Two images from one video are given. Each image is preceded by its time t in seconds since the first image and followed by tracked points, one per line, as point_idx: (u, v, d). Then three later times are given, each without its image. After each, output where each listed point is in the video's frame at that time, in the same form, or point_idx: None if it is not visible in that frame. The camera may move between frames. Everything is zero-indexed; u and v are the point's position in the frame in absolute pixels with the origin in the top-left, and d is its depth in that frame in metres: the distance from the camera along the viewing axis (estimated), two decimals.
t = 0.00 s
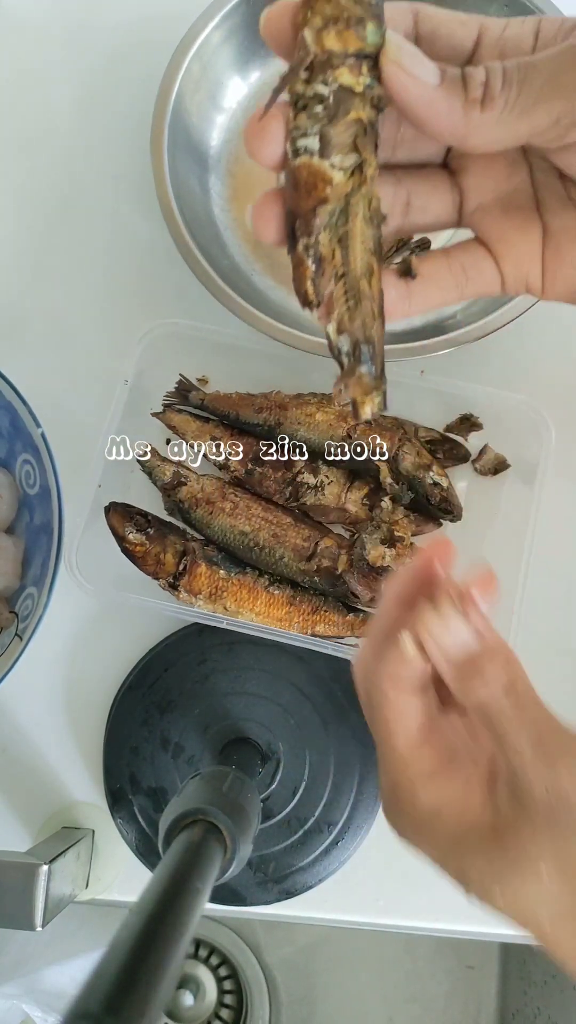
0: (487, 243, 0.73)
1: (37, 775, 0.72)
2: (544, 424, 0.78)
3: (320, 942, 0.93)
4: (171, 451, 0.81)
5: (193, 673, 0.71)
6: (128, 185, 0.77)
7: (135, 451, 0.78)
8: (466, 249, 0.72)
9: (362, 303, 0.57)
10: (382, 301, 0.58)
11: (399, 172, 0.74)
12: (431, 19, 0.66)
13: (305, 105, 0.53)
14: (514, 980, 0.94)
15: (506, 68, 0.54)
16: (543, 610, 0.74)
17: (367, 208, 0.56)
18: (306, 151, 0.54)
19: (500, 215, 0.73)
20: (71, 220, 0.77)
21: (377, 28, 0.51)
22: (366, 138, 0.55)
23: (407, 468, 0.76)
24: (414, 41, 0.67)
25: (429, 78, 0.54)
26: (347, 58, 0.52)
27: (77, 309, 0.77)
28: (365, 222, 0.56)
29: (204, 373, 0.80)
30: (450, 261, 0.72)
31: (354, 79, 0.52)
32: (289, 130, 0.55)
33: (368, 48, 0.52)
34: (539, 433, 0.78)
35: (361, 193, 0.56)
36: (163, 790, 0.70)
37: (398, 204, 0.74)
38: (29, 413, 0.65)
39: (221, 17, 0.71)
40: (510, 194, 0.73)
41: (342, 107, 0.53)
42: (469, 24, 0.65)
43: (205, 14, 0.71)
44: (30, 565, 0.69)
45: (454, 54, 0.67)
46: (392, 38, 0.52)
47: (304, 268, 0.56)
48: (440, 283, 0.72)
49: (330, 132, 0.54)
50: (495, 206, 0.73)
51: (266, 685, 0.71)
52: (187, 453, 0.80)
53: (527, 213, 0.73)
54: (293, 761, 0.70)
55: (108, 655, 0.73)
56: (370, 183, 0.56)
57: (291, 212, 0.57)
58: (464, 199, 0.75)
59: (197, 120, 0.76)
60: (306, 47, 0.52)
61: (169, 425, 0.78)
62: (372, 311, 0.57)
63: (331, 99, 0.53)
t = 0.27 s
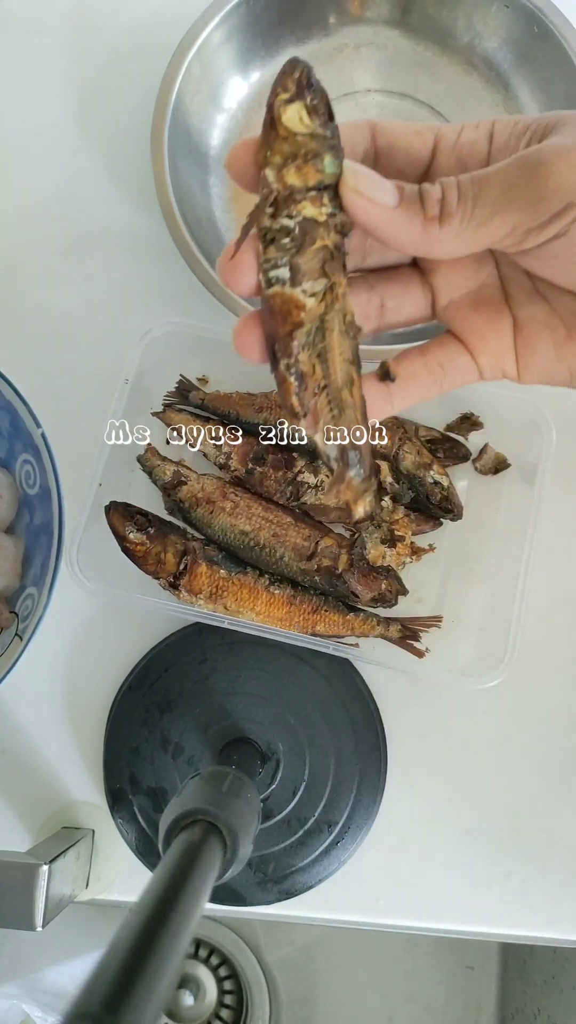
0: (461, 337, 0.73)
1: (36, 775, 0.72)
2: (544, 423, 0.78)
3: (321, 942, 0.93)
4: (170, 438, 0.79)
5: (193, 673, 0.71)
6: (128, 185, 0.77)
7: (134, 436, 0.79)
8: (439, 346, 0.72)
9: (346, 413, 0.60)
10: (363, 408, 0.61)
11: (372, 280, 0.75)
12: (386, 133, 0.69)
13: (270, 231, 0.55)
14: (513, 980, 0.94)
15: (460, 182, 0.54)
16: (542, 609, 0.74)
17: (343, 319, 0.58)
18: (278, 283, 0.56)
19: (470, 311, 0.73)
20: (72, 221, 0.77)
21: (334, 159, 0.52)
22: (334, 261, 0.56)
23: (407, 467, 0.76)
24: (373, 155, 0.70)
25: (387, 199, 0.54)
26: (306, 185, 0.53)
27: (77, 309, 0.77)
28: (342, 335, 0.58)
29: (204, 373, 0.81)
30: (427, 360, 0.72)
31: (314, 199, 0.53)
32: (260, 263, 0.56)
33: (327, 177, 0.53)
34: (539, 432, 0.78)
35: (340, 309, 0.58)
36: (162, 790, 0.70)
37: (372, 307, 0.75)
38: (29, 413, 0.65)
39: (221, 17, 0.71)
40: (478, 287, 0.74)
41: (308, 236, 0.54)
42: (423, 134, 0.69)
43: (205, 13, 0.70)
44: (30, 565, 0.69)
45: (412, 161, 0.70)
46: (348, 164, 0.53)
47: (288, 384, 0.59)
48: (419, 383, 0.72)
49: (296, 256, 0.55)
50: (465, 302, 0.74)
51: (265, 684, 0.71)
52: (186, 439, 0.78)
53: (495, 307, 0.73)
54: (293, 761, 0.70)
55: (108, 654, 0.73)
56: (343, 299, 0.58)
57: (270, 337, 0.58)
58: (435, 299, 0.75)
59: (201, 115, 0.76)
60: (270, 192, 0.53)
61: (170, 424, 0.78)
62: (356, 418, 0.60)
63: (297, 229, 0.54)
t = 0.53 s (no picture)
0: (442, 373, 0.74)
1: (37, 775, 0.72)
2: (543, 424, 0.78)
3: (321, 942, 0.93)
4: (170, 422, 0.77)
5: (193, 673, 0.71)
6: (128, 185, 0.77)
7: (133, 420, 0.78)
8: (420, 382, 0.73)
9: (330, 455, 0.56)
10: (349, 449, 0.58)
11: (349, 317, 0.76)
12: (358, 170, 0.69)
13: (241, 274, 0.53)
14: (513, 981, 0.94)
15: (434, 221, 0.54)
16: (541, 610, 0.74)
17: (322, 362, 0.56)
18: (254, 330, 0.54)
19: (450, 346, 0.74)
20: (72, 222, 0.77)
21: (306, 202, 0.52)
22: (311, 306, 0.54)
23: (407, 467, 0.77)
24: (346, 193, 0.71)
25: (361, 238, 0.53)
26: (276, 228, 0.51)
27: (77, 309, 0.77)
28: (322, 380, 0.56)
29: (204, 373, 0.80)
30: (408, 396, 0.73)
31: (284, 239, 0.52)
32: (234, 308, 0.54)
33: (299, 221, 0.52)
34: (539, 433, 0.78)
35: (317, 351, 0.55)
36: (162, 790, 0.70)
37: (351, 345, 0.76)
38: (29, 413, 0.65)
39: (221, 17, 0.71)
40: (457, 319, 0.75)
41: (283, 281, 0.53)
42: (396, 170, 0.70)
43: (204, 13, 0.70)
44: (30, 566, 0.69)
45: (386, 199, 0.71)
46: (320, 207, 0.52)
47: (269, 430, 0.56)
48: (401, 421, 0.72)
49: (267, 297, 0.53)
50: (444, 337, 0.75)
51: (265, 684, 0.71)
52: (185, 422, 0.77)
53: (475, 338, 0.74)
54: (293, 761, 0.70)
55: (108, 654, 0.74)
56: (322, 342, 0.56)
57: (248, 385, 0.56)
58: (413, 333, 0.76)
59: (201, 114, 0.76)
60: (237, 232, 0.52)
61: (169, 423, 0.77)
62: (340, 462, 0.57)
63: (271, 274, 0.53)
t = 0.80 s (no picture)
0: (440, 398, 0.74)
1: (36, 776, 0.72)
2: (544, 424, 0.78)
3: (321, 942, 0.93)
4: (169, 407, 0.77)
5: (193, 673, 0.71)
6: (128, 185, 0.77)
7: (132, 405, 0.78)
8: (417, 407, 0.73)
9: (332, 484, 0.57)
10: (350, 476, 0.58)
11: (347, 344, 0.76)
12: (353, 201, 0.69)
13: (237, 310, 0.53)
14: (514, 981, 0.94)
15: (428, 253, 0.53)
16: (538, 610, 0.74)
17: (322, 391, 0.56)
18: (254, 363, 0.54)
19: (446, 370, 0.74)
20: (73, 222, 0.77)
21: (302, 238, 0.52)
22: (309, 337, 0.55)
23: (407, 467, 0.77)
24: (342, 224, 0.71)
25: (357, 273, 0.53)
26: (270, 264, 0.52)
27: (77, 309, 0.77)
28: (322, 408, 0.56)
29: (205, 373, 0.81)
30: (407, 421, 0.73)
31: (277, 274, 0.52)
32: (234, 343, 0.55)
33: (295, 256, 0.52)
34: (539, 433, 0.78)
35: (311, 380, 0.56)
36: (162, 791, 0.70)
37: (349, 372, 0.76)
38: (29, 413, 0.65)
39: (221, 17, 0.71)
40: (453, 343, 0.75)
41: (281, 315, 0.53)
42: (391, 199, 0.70)
43: (204, 13, 0.70)
44: (30, 566, 0.69)
45: (382, 227, 0.71)
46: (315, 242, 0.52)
47: (271, 460, 0.56)
48: (400, 445, 0.72)
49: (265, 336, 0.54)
50: (441, 360, 0.75)
51: (265, 684, 0.71)
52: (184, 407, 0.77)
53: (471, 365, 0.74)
54: (293, 761, 0.70)
55: (108, 654, 0.73)
56: (322, 372, 0.56)
57: (250, 416, 0.56)
58: (411, 358, 0.76)
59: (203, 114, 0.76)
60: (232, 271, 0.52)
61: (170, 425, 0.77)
62: (341, 488, 0.57)
63: (269, 309, 0.53)
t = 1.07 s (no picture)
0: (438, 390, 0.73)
1: (36, 775, 0.72)
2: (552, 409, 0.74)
3: (321, 941, 0.93)
4: (168, 391, 0.79)
5: (193, 672, 0.71)
6: (127, 174, 0.76)
7: (132, 391, 0.78)
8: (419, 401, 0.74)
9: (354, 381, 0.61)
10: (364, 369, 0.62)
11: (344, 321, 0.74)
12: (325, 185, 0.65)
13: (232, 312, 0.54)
14: (513, 980, 0.94)
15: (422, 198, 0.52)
16: (538, 610, 0.73)
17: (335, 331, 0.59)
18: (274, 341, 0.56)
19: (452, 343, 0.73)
20: (70, 216, 0.76)
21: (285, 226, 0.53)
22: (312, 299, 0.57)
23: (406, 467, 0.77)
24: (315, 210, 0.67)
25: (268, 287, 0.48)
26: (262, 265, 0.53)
27: (77, 305, 0.77)
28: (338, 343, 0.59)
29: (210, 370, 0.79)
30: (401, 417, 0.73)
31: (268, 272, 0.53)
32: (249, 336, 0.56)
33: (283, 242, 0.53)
34: (547, 420, 0.75)
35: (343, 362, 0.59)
36: (162, 790, 0.70)
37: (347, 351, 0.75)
38: (28, 412, 0.65)
39: None
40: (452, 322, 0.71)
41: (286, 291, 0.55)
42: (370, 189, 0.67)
43: None
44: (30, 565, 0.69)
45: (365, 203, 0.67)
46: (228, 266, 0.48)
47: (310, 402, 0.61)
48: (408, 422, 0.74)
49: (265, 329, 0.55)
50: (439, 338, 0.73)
51: (265, 684, 0.71)
52: (184, 392, 0.78)
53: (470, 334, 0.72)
54: (293, 760, 0.70)
55: (108, 653, 0.73)
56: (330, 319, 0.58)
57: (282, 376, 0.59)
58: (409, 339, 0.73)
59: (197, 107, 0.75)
60: (212, 270, 0.52)
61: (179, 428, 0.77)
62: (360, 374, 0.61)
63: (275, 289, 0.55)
